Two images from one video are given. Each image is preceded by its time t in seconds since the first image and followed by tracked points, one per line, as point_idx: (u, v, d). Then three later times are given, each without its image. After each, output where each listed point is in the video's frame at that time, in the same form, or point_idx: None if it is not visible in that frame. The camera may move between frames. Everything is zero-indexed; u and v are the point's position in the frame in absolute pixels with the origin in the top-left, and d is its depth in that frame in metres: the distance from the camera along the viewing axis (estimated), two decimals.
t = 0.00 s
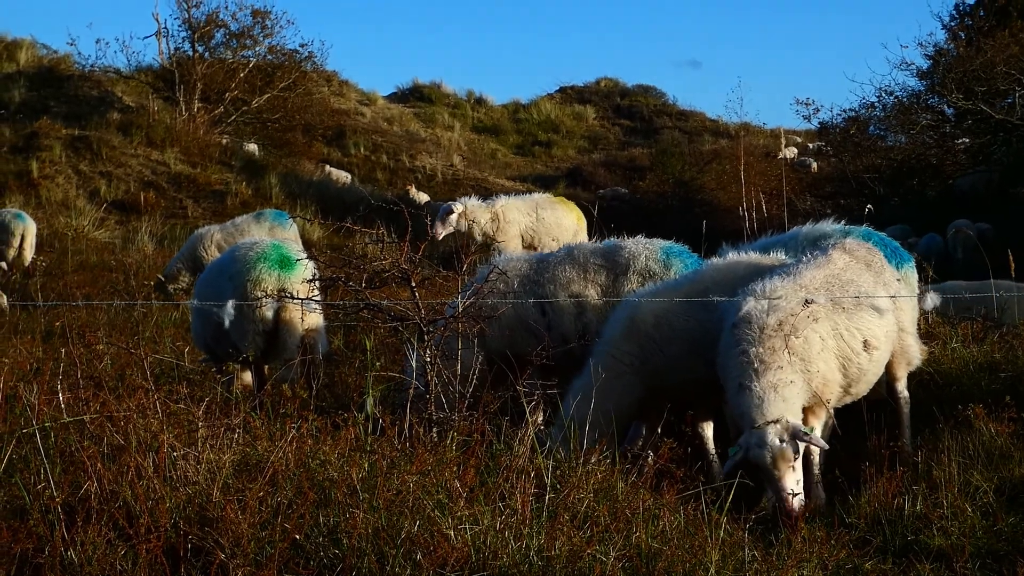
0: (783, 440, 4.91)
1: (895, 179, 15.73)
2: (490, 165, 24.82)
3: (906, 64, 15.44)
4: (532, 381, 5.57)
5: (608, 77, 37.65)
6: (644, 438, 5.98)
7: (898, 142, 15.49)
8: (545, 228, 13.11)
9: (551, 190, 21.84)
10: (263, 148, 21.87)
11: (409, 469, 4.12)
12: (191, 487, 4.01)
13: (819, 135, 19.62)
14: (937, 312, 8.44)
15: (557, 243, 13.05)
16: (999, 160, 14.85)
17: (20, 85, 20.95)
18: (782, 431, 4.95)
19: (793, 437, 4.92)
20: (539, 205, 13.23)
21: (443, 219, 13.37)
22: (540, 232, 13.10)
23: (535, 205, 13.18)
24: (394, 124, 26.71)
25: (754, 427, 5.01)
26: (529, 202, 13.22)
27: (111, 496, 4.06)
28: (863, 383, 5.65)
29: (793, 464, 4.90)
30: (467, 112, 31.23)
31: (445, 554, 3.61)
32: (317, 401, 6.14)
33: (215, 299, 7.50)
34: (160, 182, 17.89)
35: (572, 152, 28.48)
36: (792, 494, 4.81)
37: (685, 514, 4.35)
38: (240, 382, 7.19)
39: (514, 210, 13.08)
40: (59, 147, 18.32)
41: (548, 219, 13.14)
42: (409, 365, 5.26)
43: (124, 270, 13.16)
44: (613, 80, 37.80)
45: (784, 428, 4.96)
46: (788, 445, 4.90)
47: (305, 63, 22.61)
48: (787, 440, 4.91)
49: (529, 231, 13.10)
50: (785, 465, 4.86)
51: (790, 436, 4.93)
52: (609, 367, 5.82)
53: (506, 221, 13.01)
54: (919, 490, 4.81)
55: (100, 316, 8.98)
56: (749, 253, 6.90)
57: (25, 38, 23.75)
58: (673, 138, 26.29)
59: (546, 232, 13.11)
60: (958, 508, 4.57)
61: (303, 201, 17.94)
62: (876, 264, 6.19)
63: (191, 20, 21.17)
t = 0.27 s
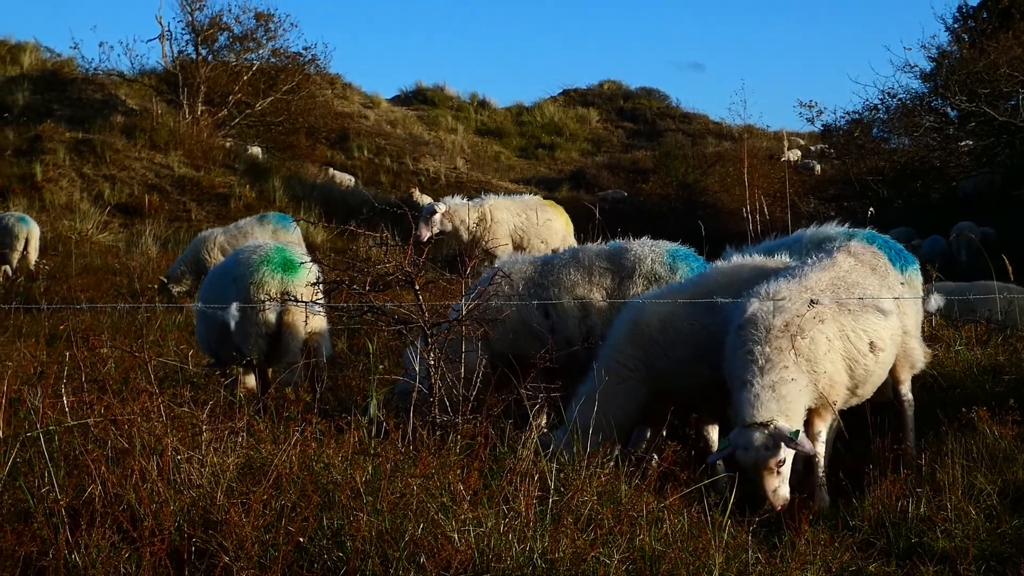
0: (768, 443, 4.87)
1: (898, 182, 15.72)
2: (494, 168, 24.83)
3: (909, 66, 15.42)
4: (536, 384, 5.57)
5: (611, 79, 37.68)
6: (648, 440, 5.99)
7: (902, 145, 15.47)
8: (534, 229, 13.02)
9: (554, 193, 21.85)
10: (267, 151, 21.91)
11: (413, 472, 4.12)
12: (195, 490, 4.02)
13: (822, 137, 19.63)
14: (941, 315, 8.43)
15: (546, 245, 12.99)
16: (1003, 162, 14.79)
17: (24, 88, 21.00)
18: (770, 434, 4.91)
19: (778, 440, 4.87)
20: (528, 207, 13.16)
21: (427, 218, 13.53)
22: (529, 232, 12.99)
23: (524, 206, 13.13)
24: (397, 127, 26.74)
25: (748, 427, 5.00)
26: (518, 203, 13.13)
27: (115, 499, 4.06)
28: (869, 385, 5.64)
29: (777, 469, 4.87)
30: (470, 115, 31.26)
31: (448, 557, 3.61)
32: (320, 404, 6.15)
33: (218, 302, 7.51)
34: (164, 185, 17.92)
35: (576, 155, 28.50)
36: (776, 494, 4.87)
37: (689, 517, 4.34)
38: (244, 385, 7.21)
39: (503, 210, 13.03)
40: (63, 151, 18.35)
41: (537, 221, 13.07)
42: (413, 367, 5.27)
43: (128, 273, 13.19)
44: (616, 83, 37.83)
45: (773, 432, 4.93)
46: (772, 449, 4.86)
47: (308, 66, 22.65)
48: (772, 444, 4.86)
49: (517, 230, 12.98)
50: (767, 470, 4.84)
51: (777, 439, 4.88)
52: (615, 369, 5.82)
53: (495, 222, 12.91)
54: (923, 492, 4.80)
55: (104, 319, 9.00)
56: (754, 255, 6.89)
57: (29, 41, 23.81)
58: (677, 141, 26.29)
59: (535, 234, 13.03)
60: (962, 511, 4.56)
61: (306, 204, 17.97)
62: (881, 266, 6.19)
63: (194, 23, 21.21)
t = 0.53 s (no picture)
0: (762, 452, 4.88)
1: (902, 185, 15.64)
2: (497, 170, 24.84)
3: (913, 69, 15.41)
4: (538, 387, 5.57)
5: (614, 82, 37.69)
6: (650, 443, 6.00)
7: (905, 148, 15.46)
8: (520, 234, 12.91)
9: (557, 195, 21.85)
10: (270, 153, 21.93)
11: (416, 473, 4.12)
12: (198, 492, 4.02)
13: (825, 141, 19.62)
14: (944, 319, 8.42)
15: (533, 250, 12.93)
16: (1006, 166, 14.85)
17: (28, 89, 21.04)
18: (764, 443, 4.91)
19: (773, 451, 4.87)
20: (515, 211, 13.02)
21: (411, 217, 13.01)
22: (515, 238, 12.84)
23: (511, 210, 12.96)
24: (401, 130, 26.76)
25: (746, 436, 5.01)
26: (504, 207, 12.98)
27: (118, 500, 4.07)
28: (873, 389, 5.64)
29: (772, 478, 4.88)
30: (474, 117, 31.27)
31: (451, 559, 3.61)
32: (323, 407, 6.14)
33: (223, 304, 7.51)
34: (167, 187, 17.94)
35: (579, 158, 28.50)
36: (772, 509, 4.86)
37: (691, 520, 4.35)
38: (247, 387, 7.20)
39: (488, 214, 12.86)
40: (67, 152, 18.38)
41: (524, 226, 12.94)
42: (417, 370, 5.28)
43: (131, 275, 13.20)
44: (620, 86, 37.83)
45: (767, 442, 4.93)
46: (765, 458, 4.86)
47: (312, 68, 22.68)
48: (766, 452, 4.87)
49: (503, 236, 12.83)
50: (759, 478, 4.85)
51: (771, 449, 4.88)
52: (618, 372, 5.81)
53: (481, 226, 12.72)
54: (926, 496, 4.80)
55: (108, 321, 9.00)
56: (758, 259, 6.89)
57: (33, 43, 23.85)
58: (680, 144, 26.28)
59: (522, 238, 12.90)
60: (964, 515, 4.55)
61: (310, 205, 17.99)
62: (884, 270, 6.18)
63: (198, 24, 21.25)
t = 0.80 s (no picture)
0: (764, 450, 4.88)
1: (904, 187, 15.69)
2: (498, 172, 24.85)
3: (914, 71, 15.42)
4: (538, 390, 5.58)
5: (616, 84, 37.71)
6: (652, 445, 6.00)
7: (907, 151, 15.55)
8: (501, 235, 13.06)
9: (559, 198, 21.86)
10: (272, 156, 21.94)
11: (418, 476, 4.13)
12: (200, 494, 4.03)
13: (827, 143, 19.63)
14: (946, 321, 8.42)
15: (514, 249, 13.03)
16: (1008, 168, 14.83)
17: (29, 91, 21.07)
18: (764, 443, 4.91)
19: (773, 448, 4.86)
20: (494, 211, 13.08)
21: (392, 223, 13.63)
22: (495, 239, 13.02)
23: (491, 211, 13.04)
24: (402, 132, 26.77)
25: (746, 440, 5.00)
26: (483, 207, 13.03)
27: (120, 502, 4.07)
28: (874, 391, 5.64)
29: (774, 476, 4.84)
30: (475, 120, 31.29)
31: (453, 561, 3.61)
32: (325, 409, 6.14)
33: (224, 307, 7.53)
34: (169, 189, 17.96)
35: (581, 160, 28.51)
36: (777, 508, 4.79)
37: (693, 522, 4.34)
38: (249, 390, 7.21)
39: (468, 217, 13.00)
40: (68, 154, 18.40)
41: (504, 226, 13.04)
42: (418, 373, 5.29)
43: (133, 277, 13.22)
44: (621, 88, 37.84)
45: (765, 440, 4.94)
46: (767, 457, 4.85)
47: (313, 70, 22.70)
48: (767, 451, 4.87)
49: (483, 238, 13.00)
50: (758, 478, 4.83)
51: (772, 449, 4.86)
52: (619, 375, 5.81)
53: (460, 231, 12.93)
54: (927, 497, 4.79)
55: (110, 323, 9.02)
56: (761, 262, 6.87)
57: (34, 45, 23.88)
58: (682, 146, 26.28)
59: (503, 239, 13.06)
60: (966, 516, 4.54)
61: (312, 208, 18.01)
62: (885, 272, 6.18)
63: (199, 27, 21.28)
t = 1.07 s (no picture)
0: (773, 451, 4.90)
1: (905, 189, 15.71)
2: (499, 175, 24.85)
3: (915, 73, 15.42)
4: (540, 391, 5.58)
5: (617, 86, 37.71)
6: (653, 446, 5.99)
7: (908, 152, 15.55)
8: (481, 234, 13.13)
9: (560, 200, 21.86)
10: (273, 158, 21.95)
11: (419, 478, 4.13)
12: (202, 497, 4.03)
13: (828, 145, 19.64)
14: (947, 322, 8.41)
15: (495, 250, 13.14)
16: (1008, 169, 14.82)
17: (31, 94, 21.08)
18: (776, 443, 4.95)
19: (785, 450, 4.91)
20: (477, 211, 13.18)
21: (374, 222, 13.66)
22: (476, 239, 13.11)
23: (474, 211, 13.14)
24: (403, 134, 26.78)
25: (755, 436, 5.03)
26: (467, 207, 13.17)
27: (121, 505, 4.06)
28: (876, 393, 5.63)
29: (776, 475, 4.87)
30: (476, 122, 31.30)
31: (454, 564, 3.60)
32: (326, 410, 6.14)
33: (224, 307, 7.52)
34: (170, 192, 17.97)
35: (581, 162, 28.52)
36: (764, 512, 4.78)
37: (695, 524, 4.35)
38: (249, 391, 7.21)
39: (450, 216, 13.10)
40: (69, 157, 18.40)
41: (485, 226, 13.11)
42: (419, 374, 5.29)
43: (134, 280, 13.23)
44: (622, 90, 37.84)
45: (778, 443, 4.96)
46: (778, 457, 4.88)
47: (314, 72, 22.70)
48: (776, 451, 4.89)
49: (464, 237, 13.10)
50: (767, 476, 4.83)
51: (782, 449, 4.92)
52: (620, 376, 5.81)
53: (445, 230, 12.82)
54: (929, 499, 4.79)
55: (111, 325, 9.01)
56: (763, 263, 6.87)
57: (35, 47, 23.89)
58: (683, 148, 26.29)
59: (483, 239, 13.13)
60: (967, 519, 4.54)
61: (313, 210, 18.02)
62: (886, 274, 6.17)
63: (201, 29, 21.30)
